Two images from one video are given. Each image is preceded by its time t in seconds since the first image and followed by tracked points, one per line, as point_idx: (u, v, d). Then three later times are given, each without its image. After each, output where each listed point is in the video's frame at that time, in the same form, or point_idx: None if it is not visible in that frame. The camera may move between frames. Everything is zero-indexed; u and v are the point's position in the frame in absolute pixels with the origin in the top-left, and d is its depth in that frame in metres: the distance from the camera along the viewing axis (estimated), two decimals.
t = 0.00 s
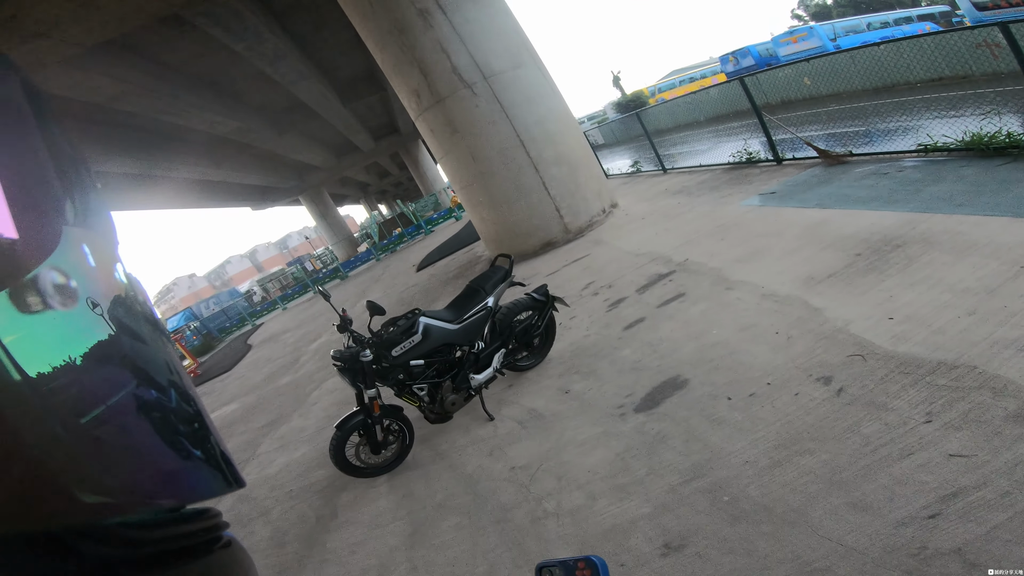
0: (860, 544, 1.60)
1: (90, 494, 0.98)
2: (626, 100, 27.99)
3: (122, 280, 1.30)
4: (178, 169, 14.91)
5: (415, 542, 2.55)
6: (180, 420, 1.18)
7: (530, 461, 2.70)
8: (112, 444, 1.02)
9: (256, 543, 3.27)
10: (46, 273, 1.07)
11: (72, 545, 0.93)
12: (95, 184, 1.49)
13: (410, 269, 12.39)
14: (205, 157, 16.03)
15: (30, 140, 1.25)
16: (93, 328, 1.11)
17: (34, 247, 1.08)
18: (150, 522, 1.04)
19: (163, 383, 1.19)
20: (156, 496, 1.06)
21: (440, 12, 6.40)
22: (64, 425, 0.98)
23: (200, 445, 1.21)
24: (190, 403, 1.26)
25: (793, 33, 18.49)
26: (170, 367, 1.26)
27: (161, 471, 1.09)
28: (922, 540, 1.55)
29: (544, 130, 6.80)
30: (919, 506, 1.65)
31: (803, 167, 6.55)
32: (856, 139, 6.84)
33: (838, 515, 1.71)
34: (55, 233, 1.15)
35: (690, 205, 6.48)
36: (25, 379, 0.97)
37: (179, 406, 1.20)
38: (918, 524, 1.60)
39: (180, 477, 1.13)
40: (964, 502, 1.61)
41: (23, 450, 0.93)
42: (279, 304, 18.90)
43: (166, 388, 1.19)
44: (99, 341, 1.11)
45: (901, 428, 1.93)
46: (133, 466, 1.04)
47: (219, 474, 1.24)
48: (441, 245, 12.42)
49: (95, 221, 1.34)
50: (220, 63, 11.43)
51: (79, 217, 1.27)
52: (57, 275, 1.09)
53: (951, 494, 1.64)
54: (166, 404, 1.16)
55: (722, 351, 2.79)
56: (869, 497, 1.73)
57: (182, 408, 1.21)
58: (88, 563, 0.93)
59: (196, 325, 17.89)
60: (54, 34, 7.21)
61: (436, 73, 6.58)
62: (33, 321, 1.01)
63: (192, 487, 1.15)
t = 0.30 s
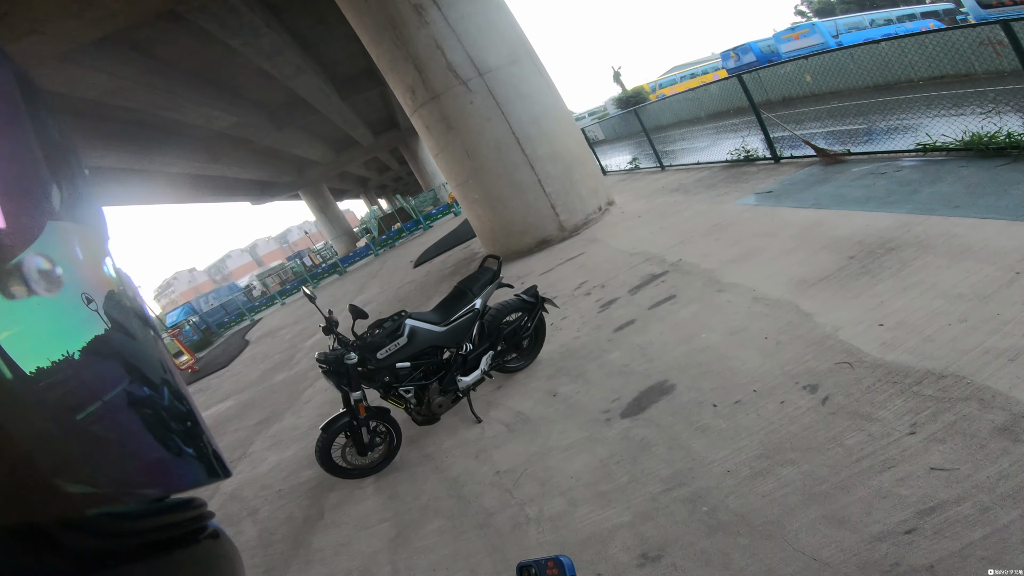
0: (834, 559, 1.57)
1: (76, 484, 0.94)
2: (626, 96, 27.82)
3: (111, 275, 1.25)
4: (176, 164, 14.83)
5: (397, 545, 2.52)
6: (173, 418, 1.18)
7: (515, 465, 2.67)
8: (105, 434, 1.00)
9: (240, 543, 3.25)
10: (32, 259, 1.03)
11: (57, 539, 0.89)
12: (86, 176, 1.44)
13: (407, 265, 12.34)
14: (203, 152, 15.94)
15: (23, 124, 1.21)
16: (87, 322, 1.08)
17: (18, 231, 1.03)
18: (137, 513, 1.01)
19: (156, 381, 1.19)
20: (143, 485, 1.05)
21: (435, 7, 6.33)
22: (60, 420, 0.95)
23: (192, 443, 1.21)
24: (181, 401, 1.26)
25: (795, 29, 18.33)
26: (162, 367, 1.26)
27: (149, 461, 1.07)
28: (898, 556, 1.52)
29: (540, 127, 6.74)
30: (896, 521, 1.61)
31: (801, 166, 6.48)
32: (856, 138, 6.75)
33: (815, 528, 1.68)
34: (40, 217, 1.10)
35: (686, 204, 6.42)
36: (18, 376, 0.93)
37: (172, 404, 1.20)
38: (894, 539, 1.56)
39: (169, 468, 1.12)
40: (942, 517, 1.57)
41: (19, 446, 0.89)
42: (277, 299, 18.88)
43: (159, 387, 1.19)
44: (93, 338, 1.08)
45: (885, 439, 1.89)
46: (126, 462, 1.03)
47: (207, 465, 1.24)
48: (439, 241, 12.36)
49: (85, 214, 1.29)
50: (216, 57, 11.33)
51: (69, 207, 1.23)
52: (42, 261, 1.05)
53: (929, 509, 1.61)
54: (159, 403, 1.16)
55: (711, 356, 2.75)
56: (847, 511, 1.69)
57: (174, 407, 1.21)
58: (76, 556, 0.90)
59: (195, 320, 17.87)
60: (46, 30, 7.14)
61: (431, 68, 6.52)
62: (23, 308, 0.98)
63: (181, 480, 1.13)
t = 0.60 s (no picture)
0: None
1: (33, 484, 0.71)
2: (630, 99, 27.77)
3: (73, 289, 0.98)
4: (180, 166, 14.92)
5: (385, 555, 2.50)
6: (150, 439, 0.91)
7: (505, 476, 2.64)
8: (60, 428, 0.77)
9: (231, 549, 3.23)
10: None
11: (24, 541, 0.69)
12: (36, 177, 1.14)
13: (409, 269, 12.36)
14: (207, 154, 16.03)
15: None
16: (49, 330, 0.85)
17: None
18: (108, 516, 0.79)
19: (131, 403, 0.92)
20: (106, 487, 0.81)
21: (434, 12, 6.33)
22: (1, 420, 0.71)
23: (171, 463, 0.95)
24: (161, 422, 0.99)
25: (799, 32, 18.24)
26: (139, 384, 0.99)
27: (111, 464, 0.83)
28: None
29: (540, 132, 6.72)
30: (878, 542, 1.57)
31: (803, 171, 6.44)
32: (860, 142, 6.68)
33: (797, 548, 1.64)
34: None
35: (686, 210, 6.38)
36: None
37: (149, 425, 0.93)
38: (874, 560, 1.53)
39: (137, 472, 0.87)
40: (925, 539, 1.54)
41: None
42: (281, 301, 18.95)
43: (135, 408, 0.92)
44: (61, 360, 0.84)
45: (874, 458, 1.84)
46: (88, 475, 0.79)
47: (184, 470, 0.98)
48: (441, 245, 12.38)
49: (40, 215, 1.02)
50: (220, 61, 11.39)
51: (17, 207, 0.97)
52: None
53: (912, 530, 1.57)
54: (135, 423, 0.89)
55: (704, 370, 2.72)
56: (830, 531, 1.65)
57: (152, 429, 0.94)
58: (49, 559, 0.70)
59: (199, 322, 17.97)
60: (50, 34, 7.19)
61: (430, 73, 6.52)
62: None
63: (152, 477, 0.89)
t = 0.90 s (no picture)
0: None
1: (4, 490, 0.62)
2: (640, 99, 27.60)
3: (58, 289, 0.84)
4: (192, 166, 15.08)
5: (381, 560, 2.48)
6: (128, 443, 0.81)
7: (503, 482, 2.62)
8: (31, 426, 0.67)
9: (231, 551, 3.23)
10: None
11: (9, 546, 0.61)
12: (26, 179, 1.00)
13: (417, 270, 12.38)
14: (218, 155, 16.19)
15: None
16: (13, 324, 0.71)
17: None
18: (92, 518, 0.70)
19: (110, 404, 0.81)
20: (81, 491, 0.71)
21: (439, 13, 6.32)
22: None
23: (150, 468, 0.84)
24: (142, 426, 0.87)
25: (811, 31, 18.01)
26: (120, 385, 0.87)
27: (85, 469, 0.72)
28: None
29: (546, 133, 6.68)
30: (878, 558, 1.52)
31: (814, 173, 6.33)
32: (873, 143, 6.55)
33: (793, 563, 1.59)
34: None
35: (694, 212, 6.31)
36: None
37: (128, 430, 0.82)
38: None
39: (112, 478, 0.77)
40: (925, 555, 1.48)
41: None
42: (290, 301, 19.10)
43: (114, 410, 0.81)
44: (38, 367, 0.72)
45: (876, 470, 1.78)
46: (60, 481, 0.69)
47: (165, 476, 0.87)
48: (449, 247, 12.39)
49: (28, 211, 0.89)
50: (230, 61, 11.48)
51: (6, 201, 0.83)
52: None
53: (912, 545, 1.52)
54: (113, 427, 0.79)
55: (707, 377, 2.67)
56: (828, 545, 1.60)
57: (132, 432, 0.83)
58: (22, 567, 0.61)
59: (211, 321, 18.15)
60: (62, 36, 7.28)
61: (436, 75, 6.52)
62: None
63: (127, 482, 0.79)
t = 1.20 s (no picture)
0: None
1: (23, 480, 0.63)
2: (647, 97, 27.43)
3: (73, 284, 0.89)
4: (201, 167, 15.23)
5: (385, 559, 2.49)
6: (139, 437, 0.84)
7: (506, 483, 2.61)
8: (47, 419, 0.68)
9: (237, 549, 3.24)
10: None
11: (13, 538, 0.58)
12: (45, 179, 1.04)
13: (424, 270, 12.42)
14: (227, 156, 16.33)
15: None
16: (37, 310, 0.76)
17: None
18: (100, 510, 0.70)
19: (123, 398, 0.85)
20: (90, 485, 0.72)
21: (443, 12, 6.32)
22: None
23: (159, 463, 0.87)
24: (153, 421, 0.91)
25: (819, 28, 17.81)
26: (132, 382, 0.91)
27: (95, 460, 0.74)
28: None
29: (550, 132, 6.66)
30: (882, 561, 1.50)
31: (822, 170, 6.26)
32: (883, 140, 6.46)
33: (795, 566, 1.57)
34: None
35: (701, 211, 6.27)
36: None
37: (140, 424, 0.85)
38: None
39: (121, 471, 0.79)
40: (930, 558, 1.46)
41: None
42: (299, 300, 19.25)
43: (127, 404, 0.84)
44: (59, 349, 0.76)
45: (882, 473, 1.76)
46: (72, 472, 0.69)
47: (174, 472, 0.90)
48: (455, 246, 12.40)
49: (42, 210, 0.94)
50: (237, 63, 11.57)
51: (24, 203, 0.89)
52: None
53: (916, 549, 1.50)
54: (125, 420, 0.81)
55: (711, 378, 2.65)
56: (831, 549, 1.58)
57: (143, 426, 0.86)
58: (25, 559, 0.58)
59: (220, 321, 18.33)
60: (71, 39, 7.37)
61: (440, 75, 6.52)
62: None
63: (136, 475, 0.81)
